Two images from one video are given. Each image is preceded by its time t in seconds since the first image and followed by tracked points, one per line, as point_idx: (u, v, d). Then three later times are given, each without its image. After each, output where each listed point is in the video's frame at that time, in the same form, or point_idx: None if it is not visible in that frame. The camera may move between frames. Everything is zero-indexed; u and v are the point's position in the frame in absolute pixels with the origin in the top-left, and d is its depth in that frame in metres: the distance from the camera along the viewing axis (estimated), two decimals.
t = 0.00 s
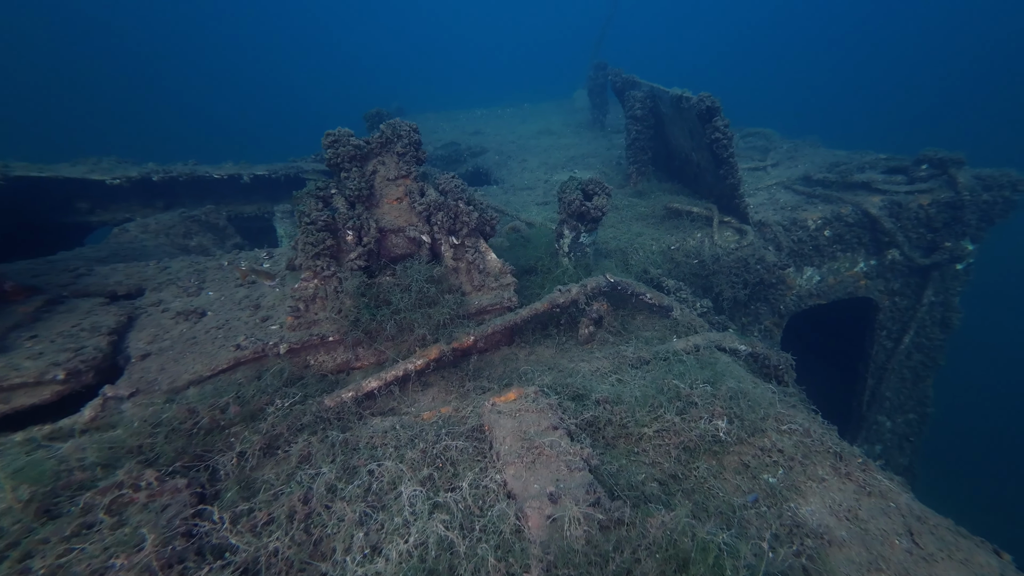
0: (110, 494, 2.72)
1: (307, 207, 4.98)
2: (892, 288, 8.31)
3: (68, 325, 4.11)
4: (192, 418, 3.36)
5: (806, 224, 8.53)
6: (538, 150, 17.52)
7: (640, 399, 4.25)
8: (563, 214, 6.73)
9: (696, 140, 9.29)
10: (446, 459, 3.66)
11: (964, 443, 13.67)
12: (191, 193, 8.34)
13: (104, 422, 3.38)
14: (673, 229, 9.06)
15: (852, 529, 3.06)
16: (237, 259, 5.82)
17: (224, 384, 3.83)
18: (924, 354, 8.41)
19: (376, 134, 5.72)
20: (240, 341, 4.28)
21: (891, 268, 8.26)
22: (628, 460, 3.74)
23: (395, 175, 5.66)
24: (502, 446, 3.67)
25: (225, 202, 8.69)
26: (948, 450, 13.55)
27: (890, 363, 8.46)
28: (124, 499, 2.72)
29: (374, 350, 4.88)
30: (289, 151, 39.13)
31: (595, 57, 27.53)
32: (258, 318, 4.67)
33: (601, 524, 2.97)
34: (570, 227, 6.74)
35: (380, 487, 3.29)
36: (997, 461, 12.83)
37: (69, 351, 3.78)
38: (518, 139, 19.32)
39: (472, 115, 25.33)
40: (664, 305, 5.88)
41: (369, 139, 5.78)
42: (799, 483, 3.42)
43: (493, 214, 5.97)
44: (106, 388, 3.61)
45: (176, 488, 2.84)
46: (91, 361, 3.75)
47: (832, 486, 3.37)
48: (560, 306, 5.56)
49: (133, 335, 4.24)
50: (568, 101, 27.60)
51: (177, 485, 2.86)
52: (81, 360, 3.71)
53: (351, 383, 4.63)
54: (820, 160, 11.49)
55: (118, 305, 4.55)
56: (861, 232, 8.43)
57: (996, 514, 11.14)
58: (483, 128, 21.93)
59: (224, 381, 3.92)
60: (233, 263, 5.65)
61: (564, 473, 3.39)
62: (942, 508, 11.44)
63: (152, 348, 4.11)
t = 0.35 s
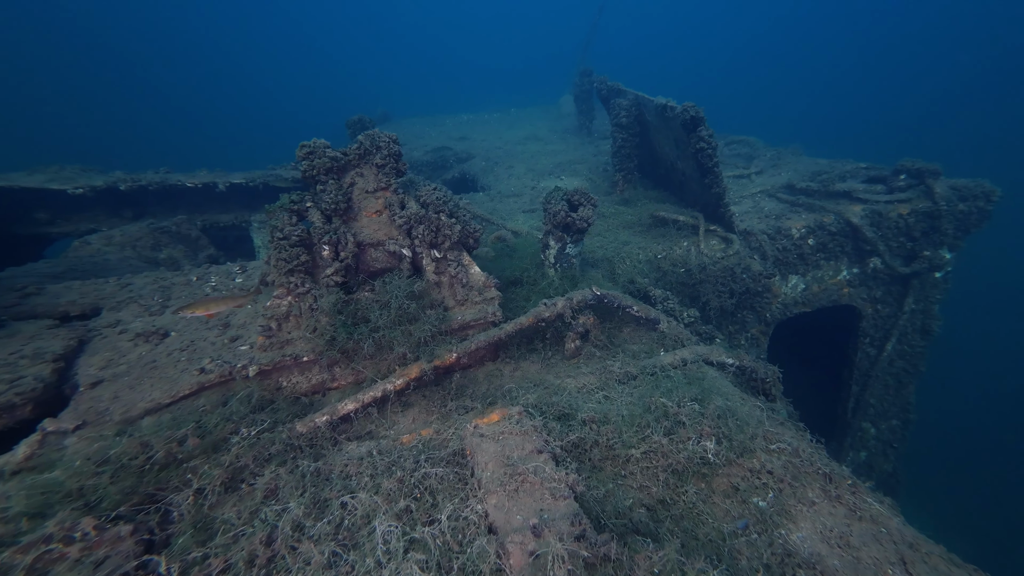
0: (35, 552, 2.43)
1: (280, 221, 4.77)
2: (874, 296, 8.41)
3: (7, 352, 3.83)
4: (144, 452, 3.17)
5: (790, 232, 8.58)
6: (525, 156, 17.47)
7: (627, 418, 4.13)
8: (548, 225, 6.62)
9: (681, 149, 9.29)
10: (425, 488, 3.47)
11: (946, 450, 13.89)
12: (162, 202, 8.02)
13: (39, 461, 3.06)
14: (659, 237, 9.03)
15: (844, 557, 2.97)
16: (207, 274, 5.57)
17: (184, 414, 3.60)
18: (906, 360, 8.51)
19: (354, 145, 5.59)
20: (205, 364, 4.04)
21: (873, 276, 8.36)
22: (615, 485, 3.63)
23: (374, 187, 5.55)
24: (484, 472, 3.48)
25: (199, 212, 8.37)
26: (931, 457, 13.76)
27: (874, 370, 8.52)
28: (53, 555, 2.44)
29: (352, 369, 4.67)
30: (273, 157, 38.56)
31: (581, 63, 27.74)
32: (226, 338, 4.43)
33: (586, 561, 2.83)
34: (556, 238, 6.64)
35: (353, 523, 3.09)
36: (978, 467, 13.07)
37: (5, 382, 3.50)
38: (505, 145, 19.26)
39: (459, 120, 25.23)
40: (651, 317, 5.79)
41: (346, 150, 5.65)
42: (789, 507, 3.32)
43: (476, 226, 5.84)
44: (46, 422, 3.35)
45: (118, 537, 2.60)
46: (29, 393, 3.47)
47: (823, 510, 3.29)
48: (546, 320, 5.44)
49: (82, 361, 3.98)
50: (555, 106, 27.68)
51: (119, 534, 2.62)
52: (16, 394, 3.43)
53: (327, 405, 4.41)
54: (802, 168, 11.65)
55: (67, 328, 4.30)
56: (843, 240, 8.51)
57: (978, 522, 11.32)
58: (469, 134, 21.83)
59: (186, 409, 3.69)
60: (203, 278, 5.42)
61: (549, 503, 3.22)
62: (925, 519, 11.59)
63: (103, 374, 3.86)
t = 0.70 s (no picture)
0: None
1: (253, 231, 4.57)
2: (861, 300, 8.44)
3: None
4: (93, 487, 2.98)
5: (778, 238, 8.57)
6: (514, 160, 17.36)
7: (618, 435, 3.98)
8: (536, 233, 6.49)
9: (669, 154, 9.25)
10: (406, 517, 3.26)
11: (933, 453, 14.07)
12: (132, 209, 7.73)
13: None
14: (648, 243, 8.97)
15: None
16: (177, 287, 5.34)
17: (144, 441, 3.38)
18: (892, 364, 8.56)
19: (333, 153, 5.48)
20: (169, 386, 3.80)
21: (859, 281, 8.39)
22: (605, 507, 3.48)
23: (355, 196, 5.40)
24: (468, 498, 3.30)
25: (173, 218, 8.09)
26: (918, 461, 13.94)
27: (861, 374, 8.55)
28: None
29: (331, 387, 4.47)
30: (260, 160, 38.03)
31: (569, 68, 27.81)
32: (194, 356, 4.20)
33: None
34: (544, 246, 6.52)
35: (326, 559, 2.89)
36: (964, 470, 13.26)
37: None
38: (493, 149, 19.14)
39: (446, 123, 25.03)
40: (641, 327, 5.67)
41: (325, 158, 5.52)
42: (785, 528, 3.20)
43: (462, 235, 5.68)
44: None
45: None
46: None
47: (819, 531, 3.18)
48: (534, 331, 5.30)
49: (28, 385, 3.82)
50: (544, 109, 27.65)
51: None
52: None
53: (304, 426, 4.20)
54: (789, 172, 11.72)
55: (13, 347, 4.10)
56: (830, 246, 8.53)
57: (965, 526, 11.44)
58: (457, 137, 21.65)
59: (146, 435, 3.45)
60: (172, 292, 5.18)
61: (536, 530, 3.05)
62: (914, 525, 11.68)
63: (53, 400, 3.68)
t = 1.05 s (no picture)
0: None
1: (226, 241, 4.38)
2: (850, 304, 8.46)
3: None
4: (32, 527, 2.76)
5: (768, 242, 8.54)
6: (503, 162, 17.24)
7: (610, 451, 3.84)
8: (525, 239, 6.35)
9: (659, 157, 9.18)
10: (387, 546, 3.08)
11: (922, 455, 14.24)
12: (103, 214, 7.48)
13: None
14: (639, 247, 8.89)
15: None
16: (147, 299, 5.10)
17: (97, 471, 3.17)
18: (881, 367, 8.59)
19: (313, 159, 5.29)
20: (130, 408, 3.56)
21: (848, 284, 8.40)
22: (596, 529, 3.34)
23: (336, 204, 5.21)
24: (454, 523, 3.11)
25: (147, 223, 7.85)
26: (907, 462, 14.10)
27: (851, 377, 8.56)
28: None
29: (310, 404, 4.26)
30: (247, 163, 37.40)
31: (558, 70, 27.79)
32: (160, 375, 3.97)
33: None
34: (533, 253, 6.38)
35: None
36: (953, 471, 13.43)
37: None
38: (483, 151, 18.99)
39: (435, 125, 24.81)
40: (633, 336, 5.54)
41: (305, 164, 5.32)
42: (783, 549, 3.08)
43: (449, 243, 5.51)
44: None
45: None
46: None
47: (818, 551, 3.06)
48: (523, 342, 5.15)
49: None
50: (533, 111, 27.56)
51: None
52: None
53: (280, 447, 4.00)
54: (778, 175, 11.76)
55: None
56: (820, 249, 8.53)
57: (955, 527, 11.55)
58: (446, 139, 21.44)
59: (101, 464, 3.22)
60: (139, 305, 4.95)
61: (524, 559, 2.88)
62: (905, 526, 11.77)
63: None
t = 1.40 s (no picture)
0: None
1: (202, 250, 4.15)
2: (843, 305, 8.45)
3: None
4: None
5: (762, 244, 8.49)
6: (495, 164, 17.09)
7: (606, 467, 3.70)
8: (517, 245, 6.21)
9: (652, 159, 9.09)
10: None
11: (915, 455, 14.37)
12: (76, 218, 7.31)
13: None
14: (632, 250, 8.80)
15: None
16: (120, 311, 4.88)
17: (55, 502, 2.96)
18: (874, 368, 8.58)
19: (296, 163, 5.09)
20: (94, 431, 3.35)
21: (842, 285, 8.38)
22: (592, 550, 3.20)
23: (320, 210, 5.02)
24: (443, 549, 2.94)
25: (124, 227, 7.65)
26: (899, 463, 14.21)
27: (845, 379, 8.54)
28: None
29: (292, 421, 4.06)
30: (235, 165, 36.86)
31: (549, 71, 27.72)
32: (129, 393, 3.75)
33: None
34: (525, 259, 6.25)
35: None
36: (945, 472, 13.54)
37: None
38: (474, 152, 18.83)
39: (425, 125, 24.57)
40: (628, 343, 5.42)
41: (287, 169, 5.12)
42: (786, 570, 2.96)
43: (438, 249, 5.35)
44: None
45: None
46: None
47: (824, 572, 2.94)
48: (515, 351, 5.01)
49: None
50: (525, 111, 27.46)
51: None
52: None
53: (259, 467, 3.80)
54: (770, 176, 11.75)
55: None
56: (813, 251, 8.50)
57: (948, 527, 11.62)
58: (437, 140, 21.24)
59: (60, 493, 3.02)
60: (111, 317, 4.74)
61: None
62: (900, 526, 11.82)
63: None
